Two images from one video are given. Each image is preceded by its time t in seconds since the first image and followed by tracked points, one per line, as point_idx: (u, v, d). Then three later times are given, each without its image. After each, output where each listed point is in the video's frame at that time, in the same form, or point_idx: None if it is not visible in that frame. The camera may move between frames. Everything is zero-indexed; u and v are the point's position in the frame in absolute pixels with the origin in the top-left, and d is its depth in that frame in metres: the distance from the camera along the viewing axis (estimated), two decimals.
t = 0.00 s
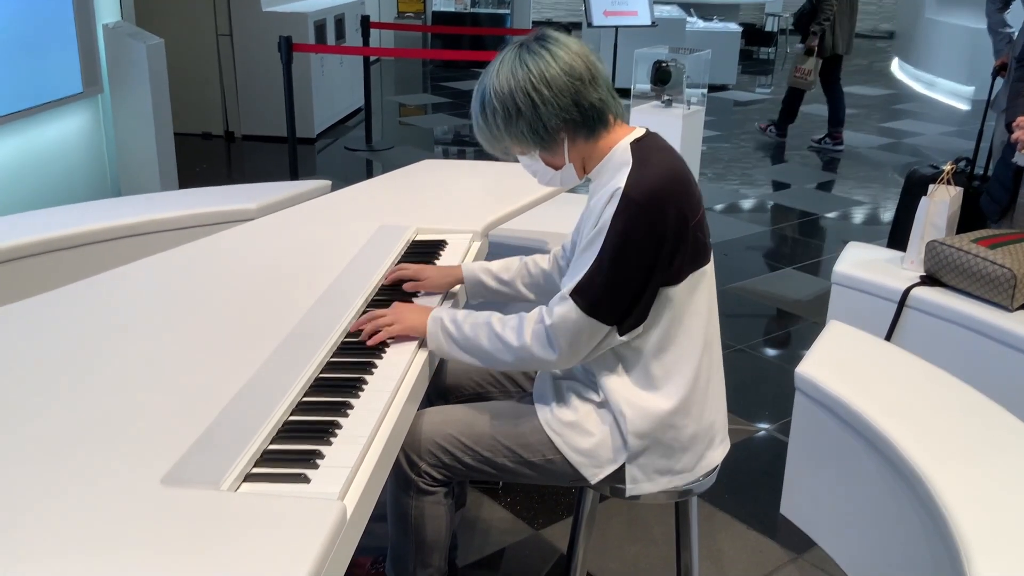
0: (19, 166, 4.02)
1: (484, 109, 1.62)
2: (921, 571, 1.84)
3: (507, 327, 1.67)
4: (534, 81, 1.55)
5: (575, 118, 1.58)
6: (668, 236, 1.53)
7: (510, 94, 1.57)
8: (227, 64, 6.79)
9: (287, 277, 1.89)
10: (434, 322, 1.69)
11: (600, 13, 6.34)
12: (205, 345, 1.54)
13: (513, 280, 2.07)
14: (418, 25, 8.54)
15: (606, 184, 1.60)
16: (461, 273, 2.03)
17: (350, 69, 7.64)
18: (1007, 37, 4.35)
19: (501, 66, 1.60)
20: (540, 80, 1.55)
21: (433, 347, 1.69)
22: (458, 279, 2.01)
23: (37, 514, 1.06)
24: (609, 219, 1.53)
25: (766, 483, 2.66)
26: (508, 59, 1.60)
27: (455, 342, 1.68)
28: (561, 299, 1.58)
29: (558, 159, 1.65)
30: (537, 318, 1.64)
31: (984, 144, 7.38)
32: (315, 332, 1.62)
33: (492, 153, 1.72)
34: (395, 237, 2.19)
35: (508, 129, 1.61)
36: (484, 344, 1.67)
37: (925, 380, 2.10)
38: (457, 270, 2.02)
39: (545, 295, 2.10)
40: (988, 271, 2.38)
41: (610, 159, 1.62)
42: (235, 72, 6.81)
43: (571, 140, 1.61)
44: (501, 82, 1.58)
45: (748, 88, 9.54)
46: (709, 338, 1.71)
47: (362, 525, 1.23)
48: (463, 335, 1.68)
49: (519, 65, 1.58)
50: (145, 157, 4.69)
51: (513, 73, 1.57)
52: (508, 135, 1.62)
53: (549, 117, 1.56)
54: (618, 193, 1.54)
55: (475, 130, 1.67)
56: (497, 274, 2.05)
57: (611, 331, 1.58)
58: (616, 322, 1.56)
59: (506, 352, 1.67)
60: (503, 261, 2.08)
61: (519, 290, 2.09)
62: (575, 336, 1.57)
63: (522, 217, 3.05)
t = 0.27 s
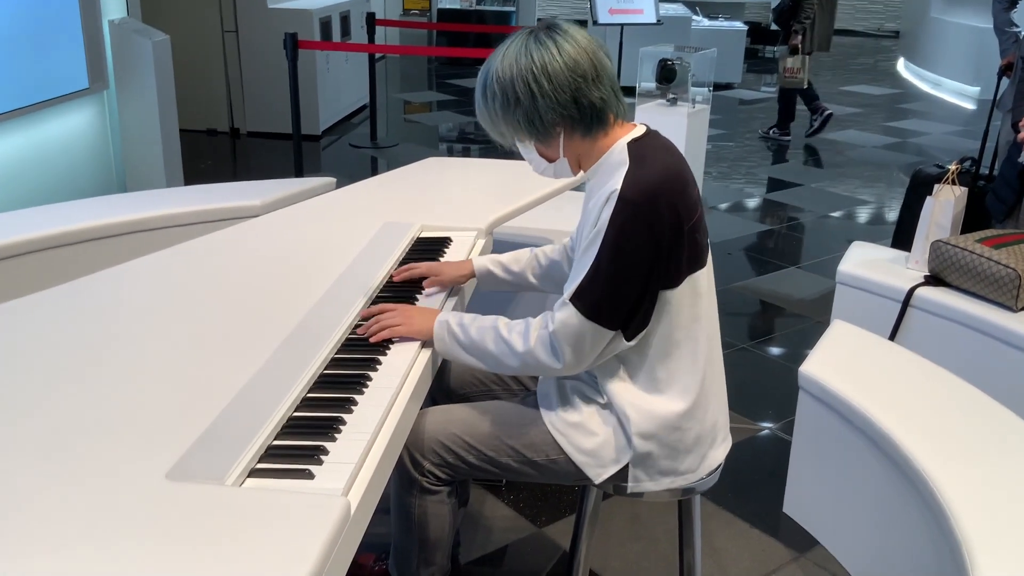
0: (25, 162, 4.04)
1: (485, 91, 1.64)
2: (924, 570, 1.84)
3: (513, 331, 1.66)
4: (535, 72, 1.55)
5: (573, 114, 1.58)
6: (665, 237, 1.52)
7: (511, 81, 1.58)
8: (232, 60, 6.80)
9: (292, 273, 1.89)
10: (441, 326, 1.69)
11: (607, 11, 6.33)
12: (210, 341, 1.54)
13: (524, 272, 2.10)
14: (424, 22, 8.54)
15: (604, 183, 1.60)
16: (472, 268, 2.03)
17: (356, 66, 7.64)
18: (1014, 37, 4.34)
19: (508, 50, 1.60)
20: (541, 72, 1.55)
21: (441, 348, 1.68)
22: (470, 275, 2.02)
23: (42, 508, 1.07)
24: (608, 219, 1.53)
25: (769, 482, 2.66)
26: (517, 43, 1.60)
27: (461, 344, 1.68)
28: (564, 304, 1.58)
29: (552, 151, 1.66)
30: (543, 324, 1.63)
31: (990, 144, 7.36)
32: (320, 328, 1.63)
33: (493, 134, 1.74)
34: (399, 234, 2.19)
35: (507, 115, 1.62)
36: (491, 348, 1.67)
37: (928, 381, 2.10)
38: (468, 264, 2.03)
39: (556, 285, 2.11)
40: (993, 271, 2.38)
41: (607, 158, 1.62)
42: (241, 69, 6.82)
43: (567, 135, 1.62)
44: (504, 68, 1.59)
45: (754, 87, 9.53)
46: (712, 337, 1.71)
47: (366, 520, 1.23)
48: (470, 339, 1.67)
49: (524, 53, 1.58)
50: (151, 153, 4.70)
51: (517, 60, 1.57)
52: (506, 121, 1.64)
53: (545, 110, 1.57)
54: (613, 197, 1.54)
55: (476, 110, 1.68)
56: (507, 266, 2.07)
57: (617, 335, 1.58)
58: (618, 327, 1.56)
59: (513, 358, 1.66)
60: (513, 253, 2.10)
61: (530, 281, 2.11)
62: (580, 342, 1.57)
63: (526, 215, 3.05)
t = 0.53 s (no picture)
0: (28, 160, 4.04)
1: (497, 68, 1.63)
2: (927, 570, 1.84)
3: (497, 304, 1.64)
4: (550, 57, 1.55)
5: (581, 105, 1.58)
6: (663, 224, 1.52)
7: (524, 62, 1.57)
8: (235, 58, 6.80)
9: (295, 271, 1.89)
10: (429, 299, 1.68)
11: (610, 9, 6.34)
12: (213, 339, 1.54)
13: (513, 267, 2.07)
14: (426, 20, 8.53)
15: (604, 168, 1.60)
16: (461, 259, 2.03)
17: (358, 64, 7.64)
18: (1018, 35, 4.32)
19: (527, 29, 1.59)
20: (556, 58, 1.55)
21: (424, 318, 1.68)
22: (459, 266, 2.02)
23: (45, 506, 1.06)
24: (608, 198, 1.53)
25: (772, 481, 2.66)
26: (536, 24, 1.59)
27: (446, 315, 1.66)
28: (549, 273, 1.56)
29: (552, 138, 1.66)
30: (527, 297, 1.60)
31: (993, 143, 7.35)
32: (323, 326, 1.62)
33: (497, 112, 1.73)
34: (402, 232, 2.19)
35: (514, 96, 1.62)
36: (472, 320, 1.64)
37: (932, 379, 2.10)
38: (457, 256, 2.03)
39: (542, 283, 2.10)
40: (997, 270, 2.37)
41: (607, 149, 1.62)
42: (243, 67, 6.82)
43: (571, 124, 1.62)
44: (519, 47, 1.58)
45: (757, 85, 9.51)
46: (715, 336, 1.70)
47: (369, 518, 1.23)
48: (455, 309, 1.65)
49: (542, 34, 1.57)
50: (153, 151, 4.69)
51: (534, 41, 1.57)
52: (513, 101, 1.63)
53: (553, 97, 1.57)
54: (621, 170, 1.54)
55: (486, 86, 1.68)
56: (497, 260, 2.06)
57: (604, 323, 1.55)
58: (606, 312, 1.54)
59: (491, 329, 1.63)
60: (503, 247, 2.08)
61: (518, 277, 2.09)
62: (560, 315, 1.54)
63: (529, 213, 3.05)
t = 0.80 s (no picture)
0: (29, 160, 4.04)
1: (509, 62, 1.62)
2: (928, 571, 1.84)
3: (513, 311, 1.70)
4: (564, 57, 1.55)
5: (590, 106, 1.59)
6: (659, 223, 1.52)
7: (538, 59, 1.57)
8: (236, 59, 6.80)
9: (296, 272, 1.89)
10: (456, 309, 1.75)
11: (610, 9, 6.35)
12: (214, 340, 1.54)
13: (524, 261, 2.12)
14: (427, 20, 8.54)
15: (602, 167, 1.60)
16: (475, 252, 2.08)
17: (359, 64, 7.64)
18: (1018, 35, 4.33)
19: (542, 25, 1.58)
20: (569, 59, 1.55)
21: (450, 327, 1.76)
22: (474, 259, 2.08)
23: (46, 509, 1.06)
24: (602, 200, 1.54)
25: (773, 481, 2.66)
26: (552, 20, 1.58)
27: (470, 323, 1.73)
28: (553, 283, 1.60)
29: (557, 134, 1.67)
30: (539, 303, 1.66)
31: (994, 143, 7.35)
32: (324, 326, 1.63)
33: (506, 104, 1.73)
34: (403, 233, 2.20)
35: (524, 93, 1.62)
36: (492, 327, 1.71)
37: (933, 380, 2.10)
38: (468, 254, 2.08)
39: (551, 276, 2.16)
40: (998, 270, 2.37)
41: (607, 148, 1.62)
42: (244, 67, 6.82)
43: (578, 123, 1.63)
44: (534, 43, 1.57)
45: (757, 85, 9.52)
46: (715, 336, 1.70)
47: (370, 519, 1.23)
48: (477, 318, 1.72)
49: (557, 33, 1.56)
50: (154, 151, 4.69)
51: (549, 39, 1.56)
52: (522, 96, 1.63)
53: (564, 97, 1.58)
54: (610, 175, 1.55)
55: (496, 78, 1.67)
56: (508, 254, 2.09)
57: (609, 319, 1.58)
58: (611, 312, 1.56)
59: (510, 336, 1.69)
60: (515, 242, 2.12)
61: (529, 270, 2.13)
62: (568, 323, 1.59)
63: (530, 213, 3.05)
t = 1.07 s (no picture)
0: (29, 160, 4.04)
1: (534, 55, 1.61)
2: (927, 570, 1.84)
3: (535, 318, 1.71)
4: (594, 50, 1.55)
5: (617, 101, 1.59)
6: (677, 225, 1.53)
7: (566, 52, 1.56)
8: (236, 59, 6.81)
9: (297, 272, 1.90)
10: (473, 317, 1.76)
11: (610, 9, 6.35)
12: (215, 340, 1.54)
13: (520, 265, 2.10)
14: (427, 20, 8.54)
15: (615, 167, 1.60)
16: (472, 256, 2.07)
17: (359, 64, 7.64)
18: (1018, 35, 4.33)
19: (567, 19, 1.58)
20: (599, 52, 1.55)
21: (473, 338, 1.77)
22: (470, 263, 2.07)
23: (48, 508, 1.07)
24: (618, 203, 1.54)
25: (773, 480, 2.66)
26: (577, 14, 1.58)
27: (491, 333, 1.76)
28: (575, 286, 1.61)
29: (578, 131, 1.66)
30: (559, 308, 1.66)
31: (993, 143, 7.35)
32: (326, 326, 1.63)
33: (521, 99, 1.71)
34: (404, 233, 2.20)
35: (546, 87, 1.61)
36: (515, 336, 1.73)
37: (934, 380, 2.10)
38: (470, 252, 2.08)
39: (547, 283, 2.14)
40: (998, 271, 2.38)
41: (622, 145, 1.62)
42: (244, 67, 6.82)
43: (601, 119, 1.62)
44: (561, 37, 1.57)
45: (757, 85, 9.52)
46: (717, 336, 1.70)
47: (371, 518, 1.23)
48: (497, 327, 1.75)
49: (585, 26, 1.56)
50: (154, 152, 4.70)
51: (578, 32, 1.56)
52: (547, 90, 1.62)
53: (593, 91, 1.57)
54: (625, 178, 1.54)
55: (516, 73, 1.65)
56: (506, 257, 2.07)
57: (629, 320, 1.59)
58: (632, 312, 1.58)
59: (533, 343, 1.70)
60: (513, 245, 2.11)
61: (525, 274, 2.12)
62: (593, 325, 1.59)
63: (530, 213, 3.05)
